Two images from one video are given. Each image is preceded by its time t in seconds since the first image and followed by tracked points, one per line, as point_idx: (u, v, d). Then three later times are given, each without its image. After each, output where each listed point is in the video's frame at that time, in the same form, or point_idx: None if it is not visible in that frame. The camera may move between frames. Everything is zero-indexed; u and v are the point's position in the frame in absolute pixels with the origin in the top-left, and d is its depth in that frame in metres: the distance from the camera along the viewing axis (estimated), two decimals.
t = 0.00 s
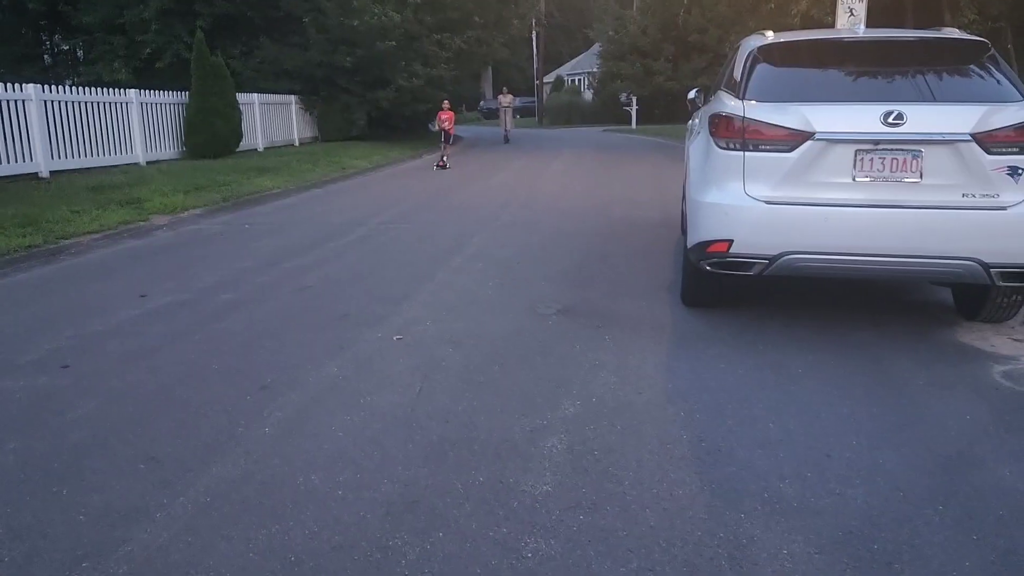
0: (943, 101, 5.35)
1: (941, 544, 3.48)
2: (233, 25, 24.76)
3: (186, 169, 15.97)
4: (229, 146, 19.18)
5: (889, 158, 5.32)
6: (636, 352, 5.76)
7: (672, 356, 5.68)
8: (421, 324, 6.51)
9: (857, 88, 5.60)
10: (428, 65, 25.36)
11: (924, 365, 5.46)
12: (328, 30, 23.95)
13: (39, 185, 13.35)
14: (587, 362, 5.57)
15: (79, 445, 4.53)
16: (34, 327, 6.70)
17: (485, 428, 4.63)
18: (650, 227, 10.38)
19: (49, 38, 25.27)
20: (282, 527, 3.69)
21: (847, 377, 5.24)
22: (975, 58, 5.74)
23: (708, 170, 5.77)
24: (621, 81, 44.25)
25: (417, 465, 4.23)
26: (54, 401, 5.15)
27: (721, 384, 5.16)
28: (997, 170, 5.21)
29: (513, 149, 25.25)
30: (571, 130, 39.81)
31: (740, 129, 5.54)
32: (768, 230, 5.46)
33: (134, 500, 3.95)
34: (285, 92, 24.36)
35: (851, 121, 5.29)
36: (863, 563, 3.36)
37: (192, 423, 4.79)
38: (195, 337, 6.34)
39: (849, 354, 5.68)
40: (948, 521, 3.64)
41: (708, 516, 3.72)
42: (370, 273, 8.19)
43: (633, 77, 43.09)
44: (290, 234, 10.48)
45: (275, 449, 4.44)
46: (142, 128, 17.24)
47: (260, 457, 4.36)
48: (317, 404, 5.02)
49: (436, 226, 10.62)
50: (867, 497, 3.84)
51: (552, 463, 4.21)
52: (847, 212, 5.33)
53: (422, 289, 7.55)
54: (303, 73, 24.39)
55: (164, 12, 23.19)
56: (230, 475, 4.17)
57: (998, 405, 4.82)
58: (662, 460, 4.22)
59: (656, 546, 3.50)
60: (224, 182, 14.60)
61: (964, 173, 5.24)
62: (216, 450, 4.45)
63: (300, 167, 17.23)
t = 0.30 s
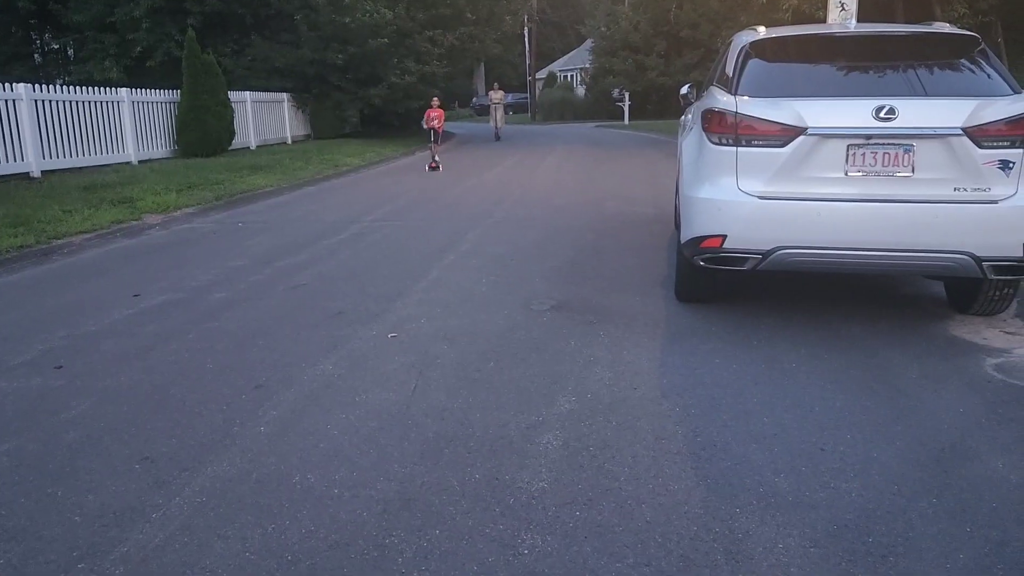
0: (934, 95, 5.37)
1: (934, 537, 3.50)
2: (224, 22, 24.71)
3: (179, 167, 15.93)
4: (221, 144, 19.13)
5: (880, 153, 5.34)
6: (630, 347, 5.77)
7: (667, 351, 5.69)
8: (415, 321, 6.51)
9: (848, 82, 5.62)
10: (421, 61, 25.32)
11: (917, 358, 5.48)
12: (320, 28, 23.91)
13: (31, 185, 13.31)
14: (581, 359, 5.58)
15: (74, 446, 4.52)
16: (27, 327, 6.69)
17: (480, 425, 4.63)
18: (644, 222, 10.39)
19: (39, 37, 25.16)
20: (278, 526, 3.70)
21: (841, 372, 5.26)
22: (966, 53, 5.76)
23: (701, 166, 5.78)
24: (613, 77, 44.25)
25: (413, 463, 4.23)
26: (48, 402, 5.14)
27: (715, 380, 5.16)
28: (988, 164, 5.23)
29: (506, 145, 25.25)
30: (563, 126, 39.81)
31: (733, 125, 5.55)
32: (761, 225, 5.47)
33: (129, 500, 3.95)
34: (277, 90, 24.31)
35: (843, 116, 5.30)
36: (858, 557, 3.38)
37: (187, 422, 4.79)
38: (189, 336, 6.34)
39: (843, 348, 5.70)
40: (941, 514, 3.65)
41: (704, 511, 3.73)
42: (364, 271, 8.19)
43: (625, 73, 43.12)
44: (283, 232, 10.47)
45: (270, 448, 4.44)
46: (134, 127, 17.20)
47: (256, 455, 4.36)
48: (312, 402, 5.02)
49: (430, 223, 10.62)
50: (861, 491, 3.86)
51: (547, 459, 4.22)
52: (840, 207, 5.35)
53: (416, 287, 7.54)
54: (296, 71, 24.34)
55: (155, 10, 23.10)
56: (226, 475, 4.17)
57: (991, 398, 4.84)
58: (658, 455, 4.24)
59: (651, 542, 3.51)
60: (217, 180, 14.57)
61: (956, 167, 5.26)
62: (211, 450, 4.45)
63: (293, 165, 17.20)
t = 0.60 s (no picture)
0: (928, 99, 5.39)
1: (928, 539, 3.51)
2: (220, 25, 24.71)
3: (176, 171, 15.94)
4: (218, 147, 19.12)
5: (874, 156, 5.35)
6: (625, 350, 5.79)
7: (662, 353, 5.70)
8: (411, 324, 6.52)
9: (842, 86, 5.64)
10: (417, 64, 25.34)
11: (911, 360, 5.50)
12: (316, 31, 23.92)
13: (27, 188, 13.31)
14: (577, 362, 5.59)
15: (69, 450, 4.53)
16: (23, 332, 6.69)
17: (476, 428, 4.64)
18: (639, 224, 10.42)
19: (35, 40, 25.16)
20: (274, 529, 3.71)
21: (835, 374, 5.28)
22: (959, 56, 5.79)
23: (695, 168, 5.79)
24: (608, 79, 44.33)
25: (408, 466, 4.24)
26: (43, 406, 5.15)
27: (710, 382, 5.18)
28: (981, 167, 5.25)
29: (502, 148, 25.29)
30: (559, 129, 39.86)
31: (727, 128, 5.56)
32: (755, 228, 5.49)
33: (126, 504, 3.96)
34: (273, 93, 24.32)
35: (837, 119, 5.32)
36: (852, 559, 3.39)
37: (182, 426, 4.80)
38: (184, 340, 6.34)
39: (838, 350, 5.72)
40: (934, 516, 3.67)
41: (698, 513, 3.74)
42: (360, 274, 8.20)
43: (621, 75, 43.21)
44: (279, 235, 10.48)
45: (266, 452, 4.45)
46: (130, 130, 17.19)
47: (252, 459, 4.37)
48: (308, 405, 5.02)
49: (426, 226, 10.63)
50: (855, 493, 3.87)
51: (542, 462, 4.23)
52: (834, 210, 5.37)
53: (412, 289, 7.55)
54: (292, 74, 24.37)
55: (151, 14, 23.11)
56: (222, 478, 4.18)
57: (985, 400, 4.86)
58: (652, 458, 4.25)
59: (646, 544, 3.52)
60: (213, 183, 14.57)
61: (949, 170, 5.28)
62: (207, 453, 4.46)
63: (289, 168, 17.21)
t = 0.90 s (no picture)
0: (924, 108, 5.42)
1: (922, 546, 3.53)
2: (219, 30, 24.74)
3: (174, 174, 15.94)
4: (216, 151, 19.13)
5: (871, 164, 5.38)
6: (621, 356, 5.80)
7: (658, 359, 5.71)
8: (408, 328, 6.53)
9: (840, 95, 5.67)
10: (415, 70, 25.39)
11: (907, 369, 5.51)
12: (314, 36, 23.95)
13: (24, 190, 13.31)
14: (574, 367, 5.60)
15: (65, 452, 4.53)
16: (19, 333, 6.68)
17: (472, 432, 4.65)
18: (637, 231, 10.44)
19: (34, 43, 25.17)
20: (269, 531, 3.71)
21: (831, 382, 5.29)
22: (956, 66, 5.82)
23: (693, 175, 5.81)
24: (606, 87, 44.42)
25: (403, 470, 4.24)
26: (39, 407, 5.15)
27: (706, 388, 5.19)
28: (977, 176, 5.28)
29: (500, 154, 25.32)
30: (556, 135, 39.91)
31: (725, 135, 5.58)
32: (752, 236, 5.51)
33: (121, 506, 3.96)
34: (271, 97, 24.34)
35: (834, 128, 5.35)
36: (847, 565, 3.41)
37: (179, 428, 4.80)
38: (181, 343, 6.33)
39: (833, 358, 5.74)
40: (929, 523, 3.69)
41: (694, 519, 3.75)
42: (357, 278, 8.21)
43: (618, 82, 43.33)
44: (277, 238, 10.48)
45: (262, 454, 4.46)
46: (128, 133, 17.20)
47: (248, 462, 4.37)
48: (304, 409, 5.03)
49: (424, 231, 10.65)
50: (850, 500, 3.88)
51: (538, 467, 4.24)
52: (830, 218, 5.39)
53: (409, 294, 7.56)
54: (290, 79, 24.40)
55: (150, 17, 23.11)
56: (217, 481, 4.18)
57: (980, 409, 4.88)
58: (647, 463, 4.26)
59: (642, 549, 3.53)
60: (211, 187, 14.58)
61: (945, 179, 5.31)
62: (203, 455, 4.46)
63: (287, 172, 17.22)
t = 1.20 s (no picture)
0: (918, 124, 5.46)
1: (914, 559, 3.53)
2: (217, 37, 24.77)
3: (169, 180, 15.93)
4: (211, 158, 19.12)
5: (865, 179, 5.41)
6: (616, 366, 5.81)
7: (653, 370, 5.72)
8: (403, 337, 6.53)
9: (835, 109, 5.70)
10: (412, 79, 25.43)
11: (900, 383, 5.53)
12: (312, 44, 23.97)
13: (18, 194, 13.30)
14: (567, 377, 5.60)
15: (56, 456, 4.52)
16: (12, 337, 6.68)
17: (466, 441, 4.65)
18: (632, 242, 10.46)
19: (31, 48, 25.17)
20: (261, 539, 3.71)
21: (824, 395, 5.30)
22: (950, 82, 5.85)
23: (688, 187, 5.83)
24: (602, 99, 44.55)
25: (397, 479, 4.24)
26: (32, 412, 5.13)
27: (700, 400, 5.20)
28: (970, 192, 5.31)
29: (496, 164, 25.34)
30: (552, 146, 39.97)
31: (720, 148, 5.61)
32: (747, 248, 5.52)
33: (113, 512, 3.95)
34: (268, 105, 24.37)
35: (829, 142, 5.38)
36: None
37: (171, 435, 4.79)
38: (174, 349, 6.32)
39: (827, 370, 5.76)
40: (921, 537, 3.69)
41: (686, 530, 3.75)
42: (351, 286, 8.21)
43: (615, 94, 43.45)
44: (272, 245, 10.48)
45: (255, 461, 4.45)
46: (124, 139, 17.19)
47: (240, 469, 4.36)
48: (298, 416, 5.02)
49: (419, 240, 10.65)
50: (843, 513, 3.89)
51: (532, 477, 4.24)
52: (825, 232, 5.41)
53: (403, 302, 7.56)
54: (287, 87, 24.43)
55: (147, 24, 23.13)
56: (208, 488, 4.17)
57: (972, 423, 4.89)
58: (641, 474, 4.26)
59: (634, 560, 3.53)
60: (206, 193, 14.57)
61: (939, 195, 5.34)
62: (195, 462, 4.45)
63: (283, 179, 17.21)
